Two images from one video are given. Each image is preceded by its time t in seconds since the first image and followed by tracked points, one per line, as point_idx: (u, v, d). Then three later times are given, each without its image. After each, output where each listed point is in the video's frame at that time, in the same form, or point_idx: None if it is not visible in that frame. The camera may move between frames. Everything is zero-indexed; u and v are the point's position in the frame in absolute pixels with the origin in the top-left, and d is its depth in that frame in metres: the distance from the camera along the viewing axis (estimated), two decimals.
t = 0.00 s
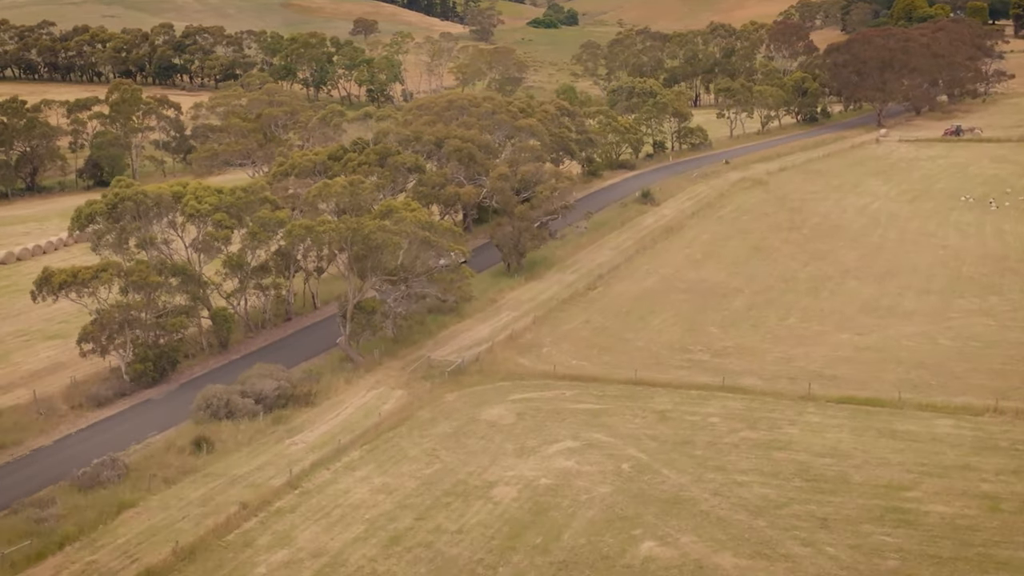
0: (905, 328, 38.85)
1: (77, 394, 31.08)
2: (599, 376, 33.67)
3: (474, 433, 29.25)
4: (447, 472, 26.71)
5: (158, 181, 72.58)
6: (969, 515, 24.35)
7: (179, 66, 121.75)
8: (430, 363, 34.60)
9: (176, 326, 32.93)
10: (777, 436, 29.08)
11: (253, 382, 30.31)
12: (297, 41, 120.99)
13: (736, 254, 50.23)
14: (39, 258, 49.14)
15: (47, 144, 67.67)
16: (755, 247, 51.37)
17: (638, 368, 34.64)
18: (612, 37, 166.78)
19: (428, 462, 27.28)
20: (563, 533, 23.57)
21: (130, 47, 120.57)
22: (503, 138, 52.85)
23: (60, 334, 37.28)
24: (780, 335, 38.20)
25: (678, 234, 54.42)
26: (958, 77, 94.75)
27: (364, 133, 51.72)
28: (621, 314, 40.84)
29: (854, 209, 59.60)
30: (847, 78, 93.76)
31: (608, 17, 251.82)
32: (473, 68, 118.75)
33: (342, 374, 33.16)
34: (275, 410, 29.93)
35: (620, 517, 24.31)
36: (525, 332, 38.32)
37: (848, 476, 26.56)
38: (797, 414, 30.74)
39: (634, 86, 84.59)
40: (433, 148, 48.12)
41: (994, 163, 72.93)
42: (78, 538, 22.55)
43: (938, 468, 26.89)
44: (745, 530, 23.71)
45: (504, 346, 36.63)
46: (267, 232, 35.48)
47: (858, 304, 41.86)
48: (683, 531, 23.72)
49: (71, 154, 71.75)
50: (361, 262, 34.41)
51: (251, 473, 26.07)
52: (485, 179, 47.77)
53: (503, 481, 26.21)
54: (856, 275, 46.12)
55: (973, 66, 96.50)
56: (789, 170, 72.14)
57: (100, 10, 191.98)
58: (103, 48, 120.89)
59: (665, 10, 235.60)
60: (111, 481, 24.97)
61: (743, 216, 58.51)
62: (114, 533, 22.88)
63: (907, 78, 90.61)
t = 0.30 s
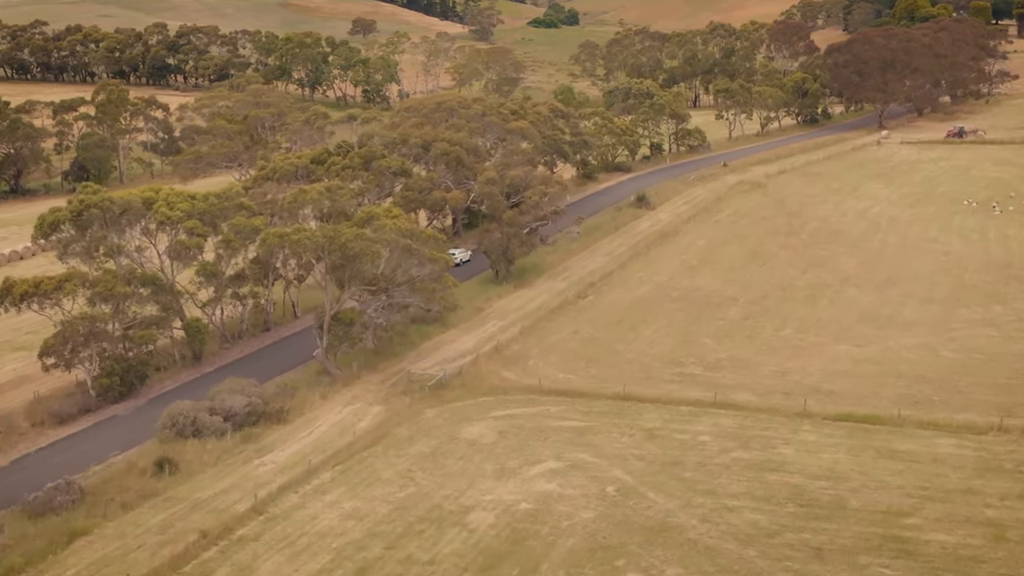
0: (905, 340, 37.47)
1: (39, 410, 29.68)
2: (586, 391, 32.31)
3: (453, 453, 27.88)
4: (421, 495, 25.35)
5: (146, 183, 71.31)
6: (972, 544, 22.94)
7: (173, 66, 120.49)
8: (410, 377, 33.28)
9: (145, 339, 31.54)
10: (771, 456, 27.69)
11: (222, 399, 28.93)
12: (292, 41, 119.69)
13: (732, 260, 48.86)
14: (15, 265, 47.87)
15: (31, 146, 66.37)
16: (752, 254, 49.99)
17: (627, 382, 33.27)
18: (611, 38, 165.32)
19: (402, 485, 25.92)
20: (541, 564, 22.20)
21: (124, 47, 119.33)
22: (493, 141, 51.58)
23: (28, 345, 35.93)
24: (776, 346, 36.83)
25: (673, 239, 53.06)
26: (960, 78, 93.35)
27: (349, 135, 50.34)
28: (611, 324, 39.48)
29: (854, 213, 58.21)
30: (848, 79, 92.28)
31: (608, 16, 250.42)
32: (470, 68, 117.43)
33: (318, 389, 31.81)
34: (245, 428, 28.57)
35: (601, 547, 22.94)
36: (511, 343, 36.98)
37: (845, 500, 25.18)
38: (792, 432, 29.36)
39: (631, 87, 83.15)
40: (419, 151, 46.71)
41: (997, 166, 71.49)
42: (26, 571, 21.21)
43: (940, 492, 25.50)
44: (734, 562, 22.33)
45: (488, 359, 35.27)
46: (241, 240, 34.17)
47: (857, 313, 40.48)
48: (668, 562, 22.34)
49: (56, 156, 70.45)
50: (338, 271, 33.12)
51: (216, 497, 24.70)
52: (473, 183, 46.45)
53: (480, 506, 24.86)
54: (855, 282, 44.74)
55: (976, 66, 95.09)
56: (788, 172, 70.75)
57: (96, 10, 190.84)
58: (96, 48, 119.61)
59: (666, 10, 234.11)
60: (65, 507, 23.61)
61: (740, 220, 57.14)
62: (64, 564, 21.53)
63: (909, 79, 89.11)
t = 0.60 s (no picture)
0: (905, 352, 36.09)
1: None
2: (572, 407, 30.92)
3: (430, 474, 26.53)
4: (393, 522, 23.99)
5: (132, 186, 69.99)
6: None
7: (167, 66, 119.21)
8: (390, 391, 31.91)
9: (110, 352, 30.15)
10: (763, 479, 26.29)
11: (188, 417, 27.52)
12: (286, 40, 118.41)
13: (728, 267, 47.45)
14: None
15: (15, 148, 64.99)
16: (749, 260, 48.59)
17: (615, 398, 31.88)
18: (611, 38, 163.92)
19: (374, 510, 24.55)
20: None
21: (117, 47, 118.10)
22: (484, 145, 50.45)
23: None
24: (771, 359, 35.44)
25: (668, 244, 51.68)
26: (963, 78, 91.88)
27: (333, 138, 48.91)
28: (601, 334, 38.13)
29: (854, 218, 56.80)
30: (848, 80, 90.72)
31: (609, 16, 249.01)
32: (467, 68, 116.06)
33: (292, 404, 30.47)
34: (212, 448, 27.17)
35: None
36: (496, 355, 35.64)
37: (842, 528, 23.77)
38: (787, 452, 27.96)
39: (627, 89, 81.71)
40: (405, 154, 45.29)
41: (1001, 168, 70.02)
42: None
43: (942, 519, 24.08)
44: None
45: (472, 372, 33.91)
46: (213, 249, 32.96)
47: (856, 323, 39.11)
48: None
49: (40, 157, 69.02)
50: (314, 281, 31.77)
51: (176, 524, 23.33)
52: (460, 187, 45.17)
53: (455, 533, 23.48)
54: (854, 291, 43.34)
55: (979, 67, 93.64)
56: (787, 175, 69.35)
57: (93, 9, 189.43)
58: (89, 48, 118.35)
59: (668, 9, 232.55)
60: (13, 536, 22.37)
61: (737, 225, 55.72)
62: None
63: (911, 80, 87.50)
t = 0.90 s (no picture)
0: (907, 365, 34.66)
1: None
2: (557, 425, 29.54)
3: (404, 498, 25.16)
4: (362, 551, 22.63)
5: (119, 189, 68.67)
6: None
7: (160, 66, 117.96)
8: (367, 408, 30.53)
9: (72, 367, 28.72)
10: (756, 504, 24.89)
11: (151, 436, 26.08)
12: (281, 41, 117.09)
13: (724, 275, 46.03)
14: None
15: None
16: (745, 267, 47.16)
17: (603, 415, 30.50)
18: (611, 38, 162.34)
19: (342, 538, 23.19)
20: None
21: (110, 47, 116.88)
22: (473, 148, 49.18)
23: None
24: (767, 373, 34.04)
25: (663, 250, 50.29)
26: (966, 79, 90.34)
27: (315, 141, 47.44)
28: (590, 346, 36.75)
29: (854, 223, 55.37)
30: (849, 80, 89.15)
31: (610, 16, 247.50)
32: (464, 69, 114.63)
33: (263, 422, 29.12)
34: (175, 469, 25.77)
35: None
36: (480, 368, 34.26)
37: (838, 559, 22.37)
38: (781, 474, 26.56)
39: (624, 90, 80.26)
40: (390, 158, 43.88)
41: (1005, 171, 68.54)
42: None
43: (945, 549, 22.66)
44: None
45: (455, 387, 32.53)
46: (182, 258, 31.65)
47: (856, 334, 37.70)
48: None
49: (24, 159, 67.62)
50: (287, 292, 30.27)
51: (129, 554, 21.96)
52: (447, 193, 43.81)
53: (427, 564, 22.11)
54: (854, 300, 41.90)
55: (982, 67, 92.14)
56: (786, 178, 67.92)
57: (90, 9, 188.15)
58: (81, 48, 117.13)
59: (669, 9, 230.87)
60: None
61: (734, 230, 54.30)
62: None
63: (913, 80, 85.90)
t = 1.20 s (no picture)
0: (908, 379, 33.23)
1: None
2: (540, 444, 28.16)
3: (375, 525, 23.76)
4: None
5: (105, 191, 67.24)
6: None
7: (153, 67, 116.69)
8: (342, 425, 29.16)
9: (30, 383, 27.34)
10: (747, 532, 23.45)
11: (110, 458, 24.68)
12: (276, 40, 115.77)
13: (719, 282, 44.63)
14: None
15: None
16: (741, 274, 45.76)
17: (589, 433, 29.12)
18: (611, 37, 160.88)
19: (306, 570, 21.79)
20: None
21: (103, 47, 115.67)
22: (461, 151, 47.89)
23: None
24: (761, 388, 32.63)
25: (656, 256, 48.92)
26: (969, 79, 88.86)
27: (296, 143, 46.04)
28: (578, 358, 35.36)
29: (854, 228, 53.96)
30: (851, 81, 87.76)
31: (611, 16, 246.04)
32: (460, 69, 113.24)
33: (232, 441, 27.73)
34: (134, 493, 24.38)
35: None
36: (463, 383, 32.89)
37: None
38: (775, 498, 25.12)
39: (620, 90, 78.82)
40: (375, 162, 42.55)
41: (1009, 174, 67.09)
42: None
43: None
44: None
45: (436, 403, 31.17)
46: (149, 267, 30.26)
47: (855, 346, 36.30)
48: None
49: (8, 161, 66.23)
50: (258, 304, 28.89)
51: None
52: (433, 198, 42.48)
53: None
54: (853, 309, 40.50)
55: (985, 67, 90.65)
56: (785, 181, 66.53)
57: (87, 9, 186.87)
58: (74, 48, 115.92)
59: (671, 9, 229.40)
60: None
61: (731, 235, 52.87)
62: None
63: (915, 82, 84.34)
